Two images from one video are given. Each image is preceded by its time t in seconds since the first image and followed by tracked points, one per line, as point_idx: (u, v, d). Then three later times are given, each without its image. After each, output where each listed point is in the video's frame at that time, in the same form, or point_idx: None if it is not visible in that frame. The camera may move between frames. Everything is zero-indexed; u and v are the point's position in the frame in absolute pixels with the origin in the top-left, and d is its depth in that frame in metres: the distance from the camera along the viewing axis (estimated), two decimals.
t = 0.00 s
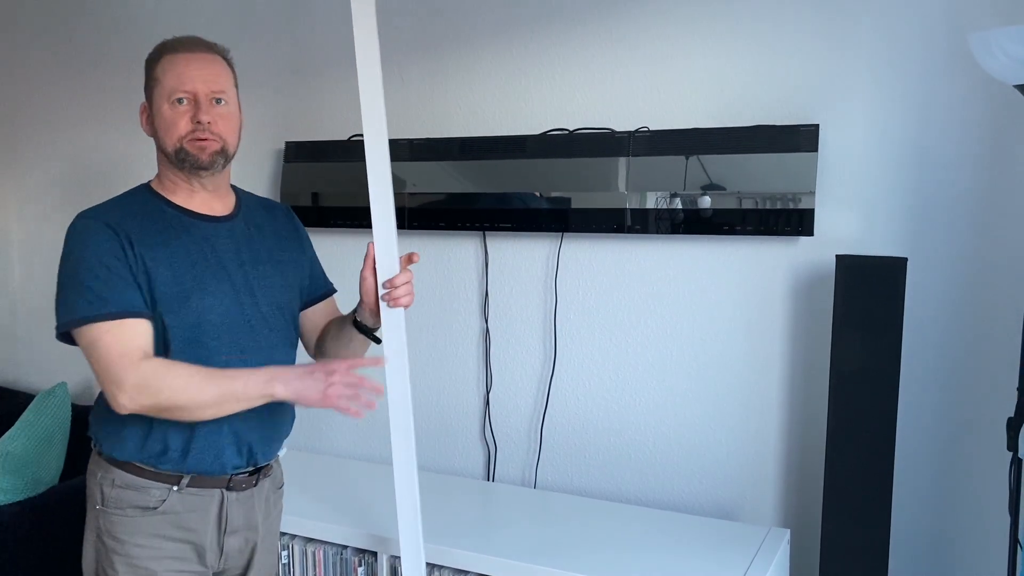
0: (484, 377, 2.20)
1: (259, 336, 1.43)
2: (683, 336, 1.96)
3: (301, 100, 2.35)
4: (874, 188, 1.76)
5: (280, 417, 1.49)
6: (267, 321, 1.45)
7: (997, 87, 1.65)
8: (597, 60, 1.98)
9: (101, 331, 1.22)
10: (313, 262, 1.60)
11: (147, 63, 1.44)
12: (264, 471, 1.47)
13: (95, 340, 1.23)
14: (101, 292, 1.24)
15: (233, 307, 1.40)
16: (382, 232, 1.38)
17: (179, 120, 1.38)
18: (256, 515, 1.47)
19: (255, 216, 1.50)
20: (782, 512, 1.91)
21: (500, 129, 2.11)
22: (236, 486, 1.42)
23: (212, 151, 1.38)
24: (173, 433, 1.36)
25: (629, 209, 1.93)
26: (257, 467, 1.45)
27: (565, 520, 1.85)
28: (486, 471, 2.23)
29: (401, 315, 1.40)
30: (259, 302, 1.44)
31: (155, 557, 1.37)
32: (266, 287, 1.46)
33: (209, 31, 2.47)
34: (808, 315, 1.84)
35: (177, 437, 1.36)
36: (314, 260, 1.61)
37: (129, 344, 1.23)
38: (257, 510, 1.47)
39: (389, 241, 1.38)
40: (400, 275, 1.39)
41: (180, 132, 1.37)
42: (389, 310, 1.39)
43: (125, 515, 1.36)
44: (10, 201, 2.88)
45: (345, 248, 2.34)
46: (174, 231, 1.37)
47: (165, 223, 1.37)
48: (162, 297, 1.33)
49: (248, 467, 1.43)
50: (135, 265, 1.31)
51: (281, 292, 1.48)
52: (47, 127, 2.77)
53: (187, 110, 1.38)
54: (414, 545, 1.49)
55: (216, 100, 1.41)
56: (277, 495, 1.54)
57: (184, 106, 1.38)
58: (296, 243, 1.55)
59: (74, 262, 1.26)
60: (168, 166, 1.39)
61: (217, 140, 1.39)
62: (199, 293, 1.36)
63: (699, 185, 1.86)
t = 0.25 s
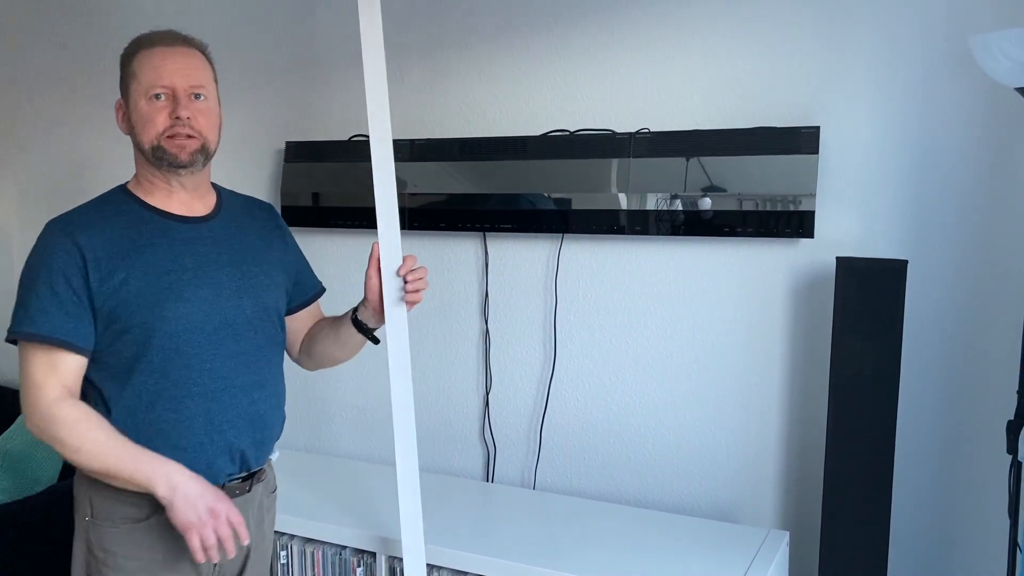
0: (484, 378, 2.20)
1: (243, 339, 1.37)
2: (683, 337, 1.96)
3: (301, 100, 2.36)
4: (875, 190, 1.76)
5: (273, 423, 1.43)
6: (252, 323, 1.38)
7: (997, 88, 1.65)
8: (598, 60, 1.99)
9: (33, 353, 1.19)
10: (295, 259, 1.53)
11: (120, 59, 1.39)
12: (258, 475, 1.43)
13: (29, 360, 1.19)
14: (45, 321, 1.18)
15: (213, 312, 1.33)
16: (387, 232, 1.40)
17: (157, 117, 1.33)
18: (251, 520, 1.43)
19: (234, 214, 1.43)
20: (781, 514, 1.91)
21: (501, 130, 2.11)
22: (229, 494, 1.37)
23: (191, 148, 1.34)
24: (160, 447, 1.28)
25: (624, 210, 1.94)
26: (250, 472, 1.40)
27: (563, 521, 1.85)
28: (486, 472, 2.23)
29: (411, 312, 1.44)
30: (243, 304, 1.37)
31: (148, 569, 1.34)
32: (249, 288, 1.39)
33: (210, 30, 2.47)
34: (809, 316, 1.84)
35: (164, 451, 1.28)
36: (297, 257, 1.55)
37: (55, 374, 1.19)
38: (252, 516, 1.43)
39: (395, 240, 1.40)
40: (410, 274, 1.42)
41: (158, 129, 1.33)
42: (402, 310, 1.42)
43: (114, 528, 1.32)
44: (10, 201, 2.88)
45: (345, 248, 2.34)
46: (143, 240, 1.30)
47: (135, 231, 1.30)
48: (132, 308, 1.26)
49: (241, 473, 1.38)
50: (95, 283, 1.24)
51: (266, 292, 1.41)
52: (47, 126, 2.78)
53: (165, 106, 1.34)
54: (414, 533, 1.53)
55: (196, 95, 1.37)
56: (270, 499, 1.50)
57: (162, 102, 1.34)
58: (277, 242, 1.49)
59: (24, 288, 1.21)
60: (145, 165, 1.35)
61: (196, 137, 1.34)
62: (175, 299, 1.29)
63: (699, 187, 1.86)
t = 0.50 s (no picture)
0: (483, 379, 2.20)
1: (227, 342, 1.36)
2: (683, 338, 1.96)
3: (302, 99, 2.35)
4: (876, 191, 1.76)
5: (262, 424, 1.43)
6: (236, 325, 1.38)
7: (997, 89, 1.65)
8: (599, 61, 1.99)
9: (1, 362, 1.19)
10: (281, 257, 1.52)
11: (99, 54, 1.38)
12: (247, 478, 1.41)
13: None
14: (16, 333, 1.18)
15: (195, 316, 1.32)
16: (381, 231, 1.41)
17: (138, 114, 1.32)
18: (242, 524, 1.40)
19: (217, 214, 1.42)
20: (781, 515, 1.91)
21: (502, 130, 2.11)
22: (219, 498, 1.36)
23: (173, 146, 1.33)
24: (146, 454, 1.28)
25: (623, 210, 1.94)
26: (240, 475, 1.40)
27: (563, 521, 1.85)
28: (485, 472, 2.23)
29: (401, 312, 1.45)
30: (226, 307, 1.37)
31: None
32: (232, 290, 1.38)
33: (211, 30, 2.47)
34: (809, 317, 1.84)
35: (150, 458, 1.28)
36: (284, 256, 1.54)
37: (21, 385, 1.19)
38: (243, 520, 1.40)
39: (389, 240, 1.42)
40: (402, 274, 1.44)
41: (138, 127, 1.32)
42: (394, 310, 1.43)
43: (101, 536, 1.29)
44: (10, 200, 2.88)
45: (346, 247, 2.34)
46: (121, 245, 1.28)
47: (114, 236, 1.28)
48: (110, 310, 1.25)
49: (231, 476, 1.38)
50: (70, 292, 1.23)
51: (250, 293, 1.41)
52: (48, 124, 2.78)
53: (146, 103, 1.33)
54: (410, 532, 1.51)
55: (178, 92, 1.36)
56: (263, 502, 1.48)
57: (142, 99, 1.33)
58: (262, 240, 1.47)
59: None
60: (124, 163, 1.33)
61: (177, 135, 1.34)
62: (155, 301, 1.29)
63: (700, 188, 1.86)
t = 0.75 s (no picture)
0: (484, 379, 2.20)
1: (211, 346, 1.36)
2: (683, 339, 1.96)
3: (303, 99, 2.36)
4: (876, 193, 1.76)
5: (249, 427, 1.44)
6: (220, 329, 1.38)
7: (998, 89, 1.65)
8: (601, 61, 1.99)
9: None
10: (266, 258, 1.52)
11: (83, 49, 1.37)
12: (236, 479, 1.42)
13: None
14: None
15: (180, 321, 1.32)
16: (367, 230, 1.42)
17: (123, 112, 1.32)
18: (231, 526, 1.41)
19: (200, 214, 1.43)
20: (781, 517, 1.90)
21: (503, 131, 2.11)
22: (207, 501, 1.36)
23: (157, 145, 1.33)
24: (132, 460, 1.27)
25: (624, 210, 1.94)
26: (228, 477, 1.40)
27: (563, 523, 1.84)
28: (486, 473, 2.23)
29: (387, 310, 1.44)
30: (211, 310, 1.37)
31: None
32: (217, 293, 1.38)
33: (213, 29, 2.47)
34: (810, 318, 1.83)
35: (136, 464, 1.28)
36: (269, 256, 1.54)
37: (3, 389, 1.18)
38: (231, 522, 1.41)
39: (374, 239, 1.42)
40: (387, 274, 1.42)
41: (123, 125, 1.31)
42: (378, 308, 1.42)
43: (88, 543, 1.29)
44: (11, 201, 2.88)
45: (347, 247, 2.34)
46: (105, 249, 1.28)
47: (98, 240, 1.28)
48: (93, 313, 1.25)
49: (219, 480, 1.38)
50: (52, 296, 1.23)
51: (236, 296, 1.41)
52: (48, 123, 2.77)
53: (130, 101, 1.33)
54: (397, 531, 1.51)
55: (164, 90, 1.36)
56: (252, 502, 1.49)
57: (128, 96, 1.33)
58: (246, 241, 1.48)
59: None
60: (107, 162, 1.33)
61: (162, 134, 1.33)
62: (140, 305, 1.28)
63: (701, 188, 1.86)
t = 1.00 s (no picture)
0: (485, 380, 2.20)
1: (207, 350, 1.36)
2: (684, 341, 1.96)
3: (304, 99, 2.36)
4: (878, 194, 1.76)
5: (243, 429, 1.44)
6: (216, 333, 1.38)
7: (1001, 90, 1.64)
8: (602, 62, 1.99)
9: None
10: (259, 258, 1.53)
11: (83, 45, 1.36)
12: (229, 479, 1.43)
13: None
14: None
15: (176, 326, 1.32)
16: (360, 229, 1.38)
17: (121, 112, 1.32)
18: (226, 526, 1.42)
19: (196, 215, 1.42)
20: (782, 518, 1.90)
21: (505, 131, 2.11)
22: (202, 502, 1.37)
23: (154, 146, 1.32)
24: (127, 465, 1.28)
25: (625, 211, 1.94)
26: (221, 479, 1.41)
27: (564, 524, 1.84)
28: (487, 473, 2.23)
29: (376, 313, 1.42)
30: (207, 314, 1.37)
31: None
32: (213, 296, 1.38)
33: (214, 29, 2.47)
34: (812, 319, 1.83)
35: (131, 469, 1.28)
36: (263, 256, 1.55)
37: None
38: (227, 522, 1.42)
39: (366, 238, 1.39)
40: (376, 278, 1.40)
41: (120, 125, 1.31)
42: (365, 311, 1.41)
43: (84, 546, 1.29)
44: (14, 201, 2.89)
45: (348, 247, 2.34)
46: (100, 252, 1.27)
47: (93, 243, 1.27)
48: (90, 317, 1.24)
49: (213, 481, 1.39)
50: (47, 300, 1.22)
51: (231, 299, 1.41)
52: (51, 122, 2.78)
53: (129, 101, 1.32)
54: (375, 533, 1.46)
55: (163, 91, 1.35)
56: (248, 500, 1.49)
57: (126, 96, 1.33)
58: (240, 240, 1.48)
59: None
60: (101, 161, 1.32)
61: (160, 135, 1.33)
62: (137, 310, 1.28)
63: (703, 189, 1.86)
